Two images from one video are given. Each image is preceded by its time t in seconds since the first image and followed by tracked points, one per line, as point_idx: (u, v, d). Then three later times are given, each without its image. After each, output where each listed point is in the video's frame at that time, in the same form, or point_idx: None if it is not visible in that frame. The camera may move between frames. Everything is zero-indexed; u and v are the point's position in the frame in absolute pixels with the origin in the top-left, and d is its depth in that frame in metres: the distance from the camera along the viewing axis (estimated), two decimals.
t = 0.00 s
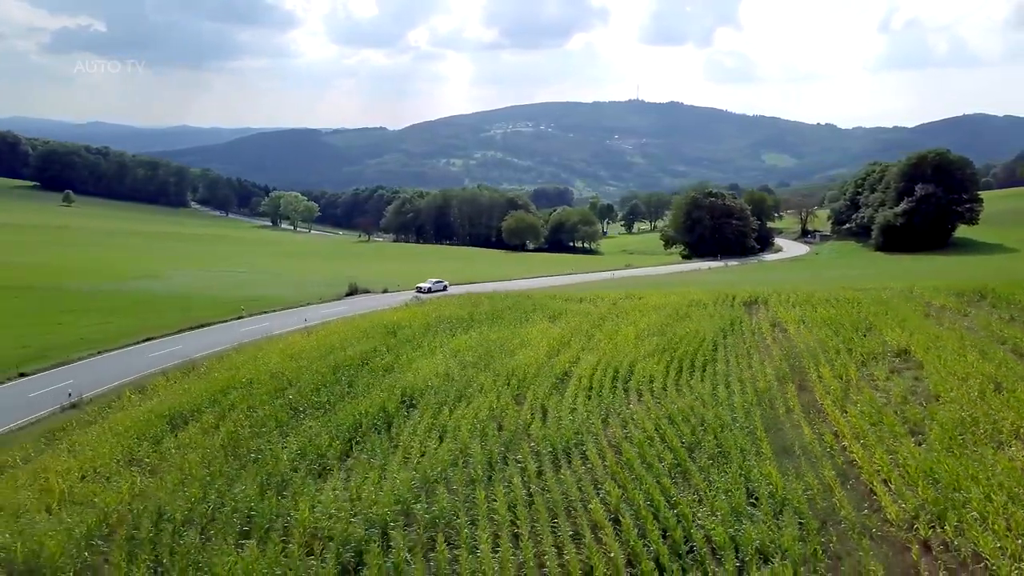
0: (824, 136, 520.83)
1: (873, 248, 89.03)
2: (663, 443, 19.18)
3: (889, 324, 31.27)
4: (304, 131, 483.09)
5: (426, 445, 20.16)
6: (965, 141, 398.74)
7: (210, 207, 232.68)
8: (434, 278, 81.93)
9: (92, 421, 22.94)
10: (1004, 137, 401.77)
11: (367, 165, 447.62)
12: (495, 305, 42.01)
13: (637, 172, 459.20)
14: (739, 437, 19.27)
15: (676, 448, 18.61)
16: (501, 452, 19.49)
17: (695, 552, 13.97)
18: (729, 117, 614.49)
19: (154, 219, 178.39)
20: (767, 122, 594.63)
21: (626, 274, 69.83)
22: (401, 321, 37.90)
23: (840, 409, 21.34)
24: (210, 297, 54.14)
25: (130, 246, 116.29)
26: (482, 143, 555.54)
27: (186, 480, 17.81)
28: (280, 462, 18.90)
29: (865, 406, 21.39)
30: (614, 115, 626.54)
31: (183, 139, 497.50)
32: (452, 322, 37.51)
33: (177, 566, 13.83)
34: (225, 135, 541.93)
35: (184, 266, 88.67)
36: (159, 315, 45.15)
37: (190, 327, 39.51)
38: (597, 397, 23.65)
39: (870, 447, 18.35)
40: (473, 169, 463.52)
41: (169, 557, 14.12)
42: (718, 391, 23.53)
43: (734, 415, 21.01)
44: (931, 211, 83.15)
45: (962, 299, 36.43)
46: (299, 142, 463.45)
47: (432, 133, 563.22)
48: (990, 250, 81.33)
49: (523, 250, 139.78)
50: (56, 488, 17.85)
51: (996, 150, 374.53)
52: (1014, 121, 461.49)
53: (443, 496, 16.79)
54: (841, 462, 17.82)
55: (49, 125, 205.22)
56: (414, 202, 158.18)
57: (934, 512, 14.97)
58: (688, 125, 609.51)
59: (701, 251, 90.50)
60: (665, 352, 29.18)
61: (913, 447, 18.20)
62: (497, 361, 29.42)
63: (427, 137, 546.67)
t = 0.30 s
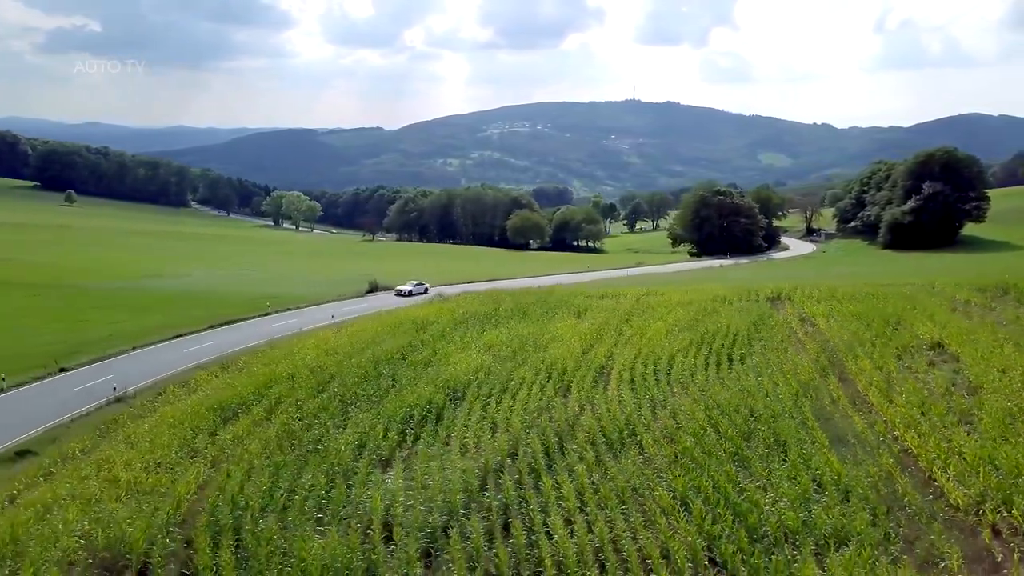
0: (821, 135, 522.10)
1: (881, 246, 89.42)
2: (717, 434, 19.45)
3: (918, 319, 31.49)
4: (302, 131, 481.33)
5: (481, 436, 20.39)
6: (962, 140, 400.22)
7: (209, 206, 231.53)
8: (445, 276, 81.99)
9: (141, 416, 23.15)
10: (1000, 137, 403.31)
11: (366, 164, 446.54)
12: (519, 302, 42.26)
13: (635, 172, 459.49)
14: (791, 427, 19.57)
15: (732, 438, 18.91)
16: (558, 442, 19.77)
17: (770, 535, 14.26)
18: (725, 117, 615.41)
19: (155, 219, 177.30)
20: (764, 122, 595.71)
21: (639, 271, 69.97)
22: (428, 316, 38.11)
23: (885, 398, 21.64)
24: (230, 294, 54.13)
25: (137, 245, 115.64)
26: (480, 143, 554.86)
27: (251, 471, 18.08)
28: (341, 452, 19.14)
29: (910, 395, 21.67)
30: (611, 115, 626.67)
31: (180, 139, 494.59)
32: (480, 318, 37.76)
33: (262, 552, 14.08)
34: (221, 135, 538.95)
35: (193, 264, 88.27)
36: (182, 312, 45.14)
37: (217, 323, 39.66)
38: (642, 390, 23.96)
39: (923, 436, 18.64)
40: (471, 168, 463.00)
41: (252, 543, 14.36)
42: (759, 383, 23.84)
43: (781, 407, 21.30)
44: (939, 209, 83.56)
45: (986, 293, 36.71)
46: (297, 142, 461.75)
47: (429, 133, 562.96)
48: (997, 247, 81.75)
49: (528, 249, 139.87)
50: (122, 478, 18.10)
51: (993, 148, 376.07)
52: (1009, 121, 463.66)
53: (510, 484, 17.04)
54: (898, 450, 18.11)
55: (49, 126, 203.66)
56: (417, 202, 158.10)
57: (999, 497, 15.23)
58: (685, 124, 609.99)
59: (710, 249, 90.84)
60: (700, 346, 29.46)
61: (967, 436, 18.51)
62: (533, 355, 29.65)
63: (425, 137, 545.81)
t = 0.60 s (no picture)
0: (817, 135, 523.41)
1: (885, 244, 89.77)
2: (762, 424, 19.72)
3: (941, 313, 31.74)
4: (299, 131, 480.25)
5: (527, 427, 20.64)
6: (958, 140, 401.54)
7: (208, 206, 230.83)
8: (453, 272, 82.14)
9: (183, 410, 23.30)
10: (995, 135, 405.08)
11: (363, 164, 445.61)
12: (538, 298, 42.46)
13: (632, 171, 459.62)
14: (833, 417, 19.85)
15: (776, 428, 19.20)
16: (605, 432, 20.02)
17: (832, 521, 14.53)
18: (721, 117, 616.46)
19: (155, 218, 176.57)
20: (759, 122, 596.90)
21: (650, 269, 70.19)
22: (451, 312, 38.30)
23: (923, 389, 21.93)
24: (245, 292, 54.15)
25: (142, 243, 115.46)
26: (477, 143, 554.49)
27: (306, 462, 18.29)
28: (391, 444, 19.38)
29: (947, 387, 21.97)
30: (607, 115, 627.12)
31: (176, 138, 492.52)
32: (503, 314, 37.96)
33: (333, 539, 14.30)
34: (217, 134, 536.93)
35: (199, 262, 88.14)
36: (201, 310, 45.07)
37: (240, 319, 39.77)
38: (677, 383, 24.17)
39: (967, 425, 18.93)
40: (467, 168, 462.55)
41: (322, 533, 14.56)
42: (794, 375, 24.09)
43: (821, 398, 21.57)
44: (944, 207, 83.96)
45: (1005, 289, 36.97)
46: (294, 142, 460.68)
47: (425, 132, 562.30)
48: (1002, 245, 82.25)
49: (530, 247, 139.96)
50: (177, 469, 18.28)
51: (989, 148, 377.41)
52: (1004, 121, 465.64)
53: (565, 474, 17.27)
54: (943, 439, 18.39)
55: (47, 125, 202.57)
56: (419, 201, 158.17)
57: None
58: (681, 124, 610.43)
59: (716, 248, 91.17)
60: (728, 340, 29.67)
61: (1010, 425, 18.81)
62: (563, 350, 29.84)
63: (421, 137, 545.05)
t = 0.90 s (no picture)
0: (810, 135, 525.25)
1: (889, 242, 90.30)
2: (810, 414, 20.03)
3: (967, 307, 32.08)
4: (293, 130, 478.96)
5: (578, 417, 20.92)
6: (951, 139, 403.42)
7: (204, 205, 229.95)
8: (461, 269, 82.30)
9: (230, 403, 23.55)
10: (988, 134, 407.01)
11: (357, 164, 444.61)
12: (559, 295, 42.71)
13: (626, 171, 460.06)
14: (880, 406, 20.19)
15: (826, 418, 19.52)
16: (657, 421, 20.29)
17: (898, 505, 14.86)
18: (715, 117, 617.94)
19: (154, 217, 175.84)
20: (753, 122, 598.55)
21: (659, 266, 70.57)
22: (475, 309, 38.50)
23: (963, 379, 22.28)
24: (262, 290, 54.22)
25: (145, 243, 115.05)
26: (471, 143, 554.14)
27: (366, 451, 18.53)
28: (447, 435, 19.61)
29: (988, 377, 22.33)
30: (601, 115, 627.76)
31: (168, 138, 489.97)
32: (527, 310, 38.20)
33: (411, 525, 14.54)
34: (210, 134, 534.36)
35: (205, 261, 88.02)
36: (222, 307, 45.19)
37: (265, 317, 39.88)
38: (716, 375, 24.45)
39: (1014, 413, 19.27)
40: (462, 168, 462.27)
41: (399, 518, 14.78)
42: (832, 366, 24.41)
43: (864, 388, 21.89)
44: (948, 205, 84.52)
45: None
46: (289, 142, 459.29)
47: (420, 132, 561.66)
48: (1005, 242, 82.93)
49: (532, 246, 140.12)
50: (238, 459, 18.48)
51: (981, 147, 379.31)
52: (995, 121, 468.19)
53: (625, 461, 17.55)
54: (992, 427, 18.74)
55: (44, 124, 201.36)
56: (420, 200, 158.40)
57: None
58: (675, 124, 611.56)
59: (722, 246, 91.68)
60: (758, 334, 29.97)
61: None
62: (596, 344, 30.08)
63: (415, 137, 544.21)
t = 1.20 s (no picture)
0: (803, 135, 527.05)
1: (890, 240, 90.86)
2: (851, 403, 20.31)
3: (989, 301, 32.37)
4: (287, 130, 477.36)
5: (619, 408, 21.18)
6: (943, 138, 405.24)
7: (200, 205, 229.04)
8: (466, 266, 82.54)
9: (268, 396, 23.73)
10: (981, 132, 408.97)
11: (351, 164, 443.50)
12: (576, 291, 42.91)
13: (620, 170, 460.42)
14: (919, 397, 20.47)
15: (866, 407, 19.81)
16: (699, 412, 20.55)
17: (952, 490, 15.15)
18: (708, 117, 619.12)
19: (151, 217, 175.24)
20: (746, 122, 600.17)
21: (667, 263, 70.86)
22: (494, 305, 38.69)
23: (997, 371, 22.57)
24: (275, 288, 54.34)
25: (146, 241, 114.75)
26: (465, 143, 553.69)
27: (417, 442, 18.73)
28: (493, 426, 19.80)
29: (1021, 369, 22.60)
30: (594, 115, 628.17)
31: (161, 138, 487.36)
32: (546, 305, 38.39)
33: (475, 511, 14.77)
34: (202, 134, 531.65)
35: (208, 259, 87.83)
36: (239, 304, 45.32)
37: (284, 314, 40.05)
38: (748, 367, 24.74)
39: None
40: (456, 168, 461.80)
41: (464, 507, 14.98)
42: (864, 359, 24.70)
43: (899, 380, 22.18)
44: (950, 203, 85.10)
45: None
46: (282, 142, 457.97)
47: (414, 131, 560.90)
48: (1006, 240, 83.58)
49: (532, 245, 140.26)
50: (288, 450, 18.65)
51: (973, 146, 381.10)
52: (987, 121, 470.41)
53: (675, 450, 17.82)
54: None
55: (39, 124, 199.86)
56: (419, 199, 158.73)
57: None
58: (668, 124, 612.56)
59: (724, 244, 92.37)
60: (784, 328, 30.24)
61: None
62: (621, 338, 30.30)
63: (408, 136, 543.47)
